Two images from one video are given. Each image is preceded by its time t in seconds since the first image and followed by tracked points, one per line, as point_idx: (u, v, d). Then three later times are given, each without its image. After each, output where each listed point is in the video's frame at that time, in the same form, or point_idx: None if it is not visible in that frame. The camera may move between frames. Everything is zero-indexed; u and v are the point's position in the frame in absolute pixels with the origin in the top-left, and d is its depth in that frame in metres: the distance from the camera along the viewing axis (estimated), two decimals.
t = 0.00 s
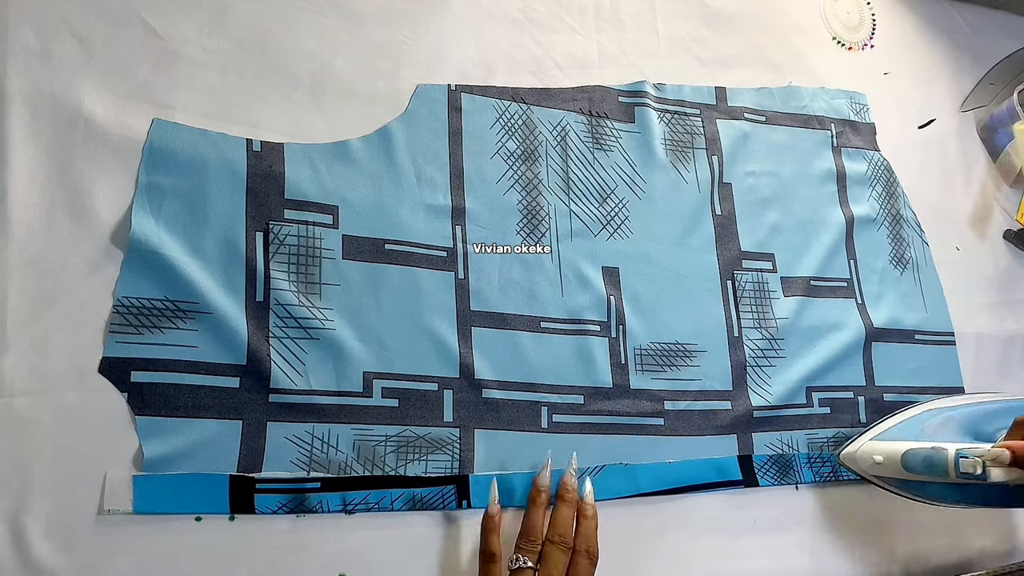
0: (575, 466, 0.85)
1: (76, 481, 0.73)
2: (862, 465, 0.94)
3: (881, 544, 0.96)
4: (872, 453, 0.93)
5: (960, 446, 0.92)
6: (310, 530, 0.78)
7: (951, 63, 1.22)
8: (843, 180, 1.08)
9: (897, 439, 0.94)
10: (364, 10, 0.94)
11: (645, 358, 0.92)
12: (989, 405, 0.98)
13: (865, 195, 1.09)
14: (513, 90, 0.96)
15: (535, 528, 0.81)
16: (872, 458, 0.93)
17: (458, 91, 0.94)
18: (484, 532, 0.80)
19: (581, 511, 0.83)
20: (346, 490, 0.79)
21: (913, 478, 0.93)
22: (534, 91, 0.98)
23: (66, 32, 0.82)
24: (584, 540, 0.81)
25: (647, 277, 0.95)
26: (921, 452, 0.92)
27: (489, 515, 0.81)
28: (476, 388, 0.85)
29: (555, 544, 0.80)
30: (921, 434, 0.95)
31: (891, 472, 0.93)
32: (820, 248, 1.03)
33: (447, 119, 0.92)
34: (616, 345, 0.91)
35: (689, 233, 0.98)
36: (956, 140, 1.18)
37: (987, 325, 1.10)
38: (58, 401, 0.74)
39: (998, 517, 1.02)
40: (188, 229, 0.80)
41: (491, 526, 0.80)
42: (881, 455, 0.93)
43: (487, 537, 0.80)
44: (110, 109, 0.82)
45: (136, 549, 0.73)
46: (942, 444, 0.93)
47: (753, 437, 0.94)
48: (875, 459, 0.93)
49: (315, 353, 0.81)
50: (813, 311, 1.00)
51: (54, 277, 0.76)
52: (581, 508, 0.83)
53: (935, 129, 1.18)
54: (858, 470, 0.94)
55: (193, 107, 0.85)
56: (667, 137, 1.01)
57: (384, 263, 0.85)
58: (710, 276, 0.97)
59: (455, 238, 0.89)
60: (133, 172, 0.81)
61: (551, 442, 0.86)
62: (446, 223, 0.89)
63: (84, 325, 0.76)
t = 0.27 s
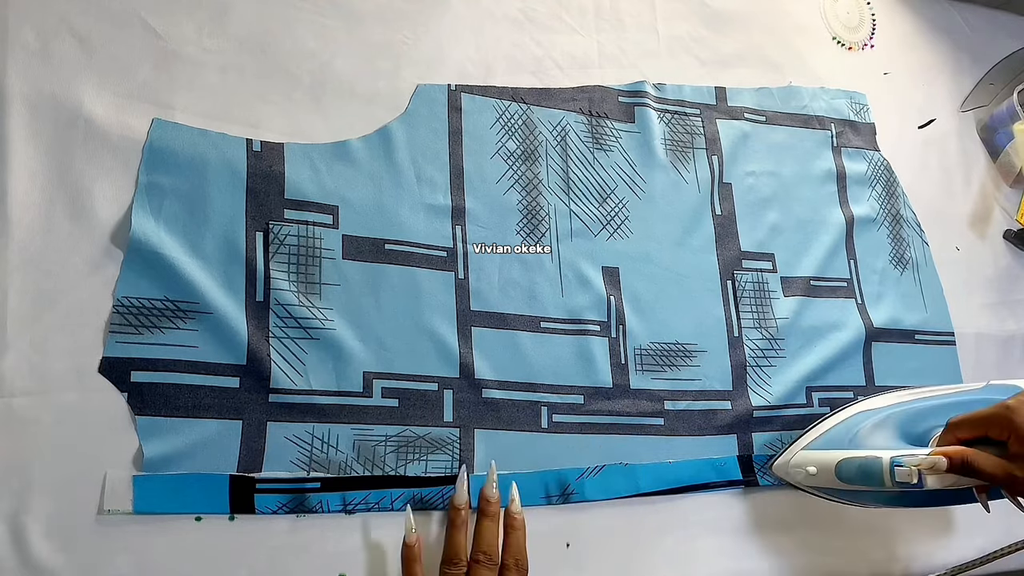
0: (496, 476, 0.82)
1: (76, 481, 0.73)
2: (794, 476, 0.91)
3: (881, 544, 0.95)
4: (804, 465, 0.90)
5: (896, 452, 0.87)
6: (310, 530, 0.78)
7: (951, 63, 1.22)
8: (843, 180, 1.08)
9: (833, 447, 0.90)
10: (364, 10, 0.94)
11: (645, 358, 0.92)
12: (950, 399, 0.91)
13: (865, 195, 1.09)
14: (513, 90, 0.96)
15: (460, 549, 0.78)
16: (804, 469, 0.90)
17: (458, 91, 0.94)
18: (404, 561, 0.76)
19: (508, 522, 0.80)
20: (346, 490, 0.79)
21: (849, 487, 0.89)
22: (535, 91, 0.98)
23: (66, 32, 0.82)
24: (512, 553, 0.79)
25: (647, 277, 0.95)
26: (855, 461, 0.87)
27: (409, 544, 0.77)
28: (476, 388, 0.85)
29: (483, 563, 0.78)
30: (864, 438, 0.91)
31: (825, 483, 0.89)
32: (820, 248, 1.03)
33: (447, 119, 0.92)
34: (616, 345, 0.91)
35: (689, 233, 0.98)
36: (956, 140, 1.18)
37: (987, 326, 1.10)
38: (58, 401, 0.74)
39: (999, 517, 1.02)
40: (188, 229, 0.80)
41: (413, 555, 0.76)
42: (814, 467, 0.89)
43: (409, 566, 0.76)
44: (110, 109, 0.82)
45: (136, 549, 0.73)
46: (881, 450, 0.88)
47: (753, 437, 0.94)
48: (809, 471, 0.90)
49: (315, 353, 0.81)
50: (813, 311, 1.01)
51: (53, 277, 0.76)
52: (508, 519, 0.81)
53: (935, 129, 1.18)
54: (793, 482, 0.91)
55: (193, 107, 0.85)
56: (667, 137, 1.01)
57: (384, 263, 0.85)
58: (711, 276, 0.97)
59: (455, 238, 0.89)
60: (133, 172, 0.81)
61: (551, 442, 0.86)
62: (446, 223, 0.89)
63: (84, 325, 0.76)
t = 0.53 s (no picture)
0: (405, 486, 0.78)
1: (76, 481, 0.73)
2: (710, 471, 0.86)
3: (880, 543, 0.96)
4: (721, 460, 0.85)
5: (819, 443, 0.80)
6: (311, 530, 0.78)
7: (951, 63, 1.22)
8: (843, 180, 1.08)
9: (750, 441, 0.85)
10: (364, 10, 0.94)
11: (645, 358, 0.92)
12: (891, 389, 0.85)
13: (865, 195, 1.09)
14: (513, 90, 0.96)
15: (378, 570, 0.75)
16: (721, 464, 0.85)
17: (458, 91, 0.94)
18: None
19: (426, 534, 0.77)
20: (346, 490, 0.79)
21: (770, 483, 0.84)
22: (535, 91, 0.98)
23: (66, 32, 0.82)
24: (433, 563, 0.77)
25: (647, 277, 0.95)
26: (772, 456, 0.82)
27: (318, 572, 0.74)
28: (476, 388, 0.85)
29: None
30: (788, 430, 0.85)
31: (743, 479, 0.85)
32: (820, 248, 1.03)
33: (447, 119, 0.92)
34: (616, 345, 0.91)
35: (689, 233, 0.98)
36: (956, 140, 1.18)
37: (987, 326, 1.11)
38: (58, 401, 0.74)
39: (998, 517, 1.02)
40: (188, 229, 0.80)
41: None
42: (729, 461, 0.85)
43: None
44: (109, 109, 0.82)
45: (136, 550, 0.73)
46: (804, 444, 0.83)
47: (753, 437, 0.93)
48: (725, 468, 0.85)
49: (315, 353, 0.81)
50: (813, 311, 1.01)
51: (53, 277, 0.76)
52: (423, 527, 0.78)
53: (935, 129, 1.18)
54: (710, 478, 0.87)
55: (193, 107, 0.85)
56: (667, 137, 1.01)
57: (383, 263, 0.85)
58: (711, 276, 0.97)
59: (456, 238, 0.89)
60: (133, 172, 0.81)
61: (551, 442, 0.86)
62: (446, 223, 0.89)
63: (84, 325, 0.76)
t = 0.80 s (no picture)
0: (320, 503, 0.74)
1: (75, 481, 0.73)
2: (625, 470, 0.84)
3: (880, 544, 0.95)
4: (635, 459, 0.83)
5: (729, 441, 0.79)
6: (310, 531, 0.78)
7: (951, 63, 1.22)
8: (843, 180, 1.08)
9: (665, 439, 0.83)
10: (364, 10, 0.94)
11: (645, 358, 0.92)
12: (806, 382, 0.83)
13: (865, 195, 1.09)
14: (513, 90, 0.96)
15: None
16: (637, 463, 0.83)
17: (458, 91, 0.94)
18: None
19: (348, 550, 0.73)
20: (346, 490, 0.79)
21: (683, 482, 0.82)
22: (534, 91, 0.98)
23: (65, 32, 0.82)
24: None
25: (646, 277, 0.95)
26: (685, 455, 0.81)
27: None
28: (476, 388, 0.85)
29: None
30: (700, 427, 0.83)
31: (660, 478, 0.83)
32: (820, 248, 1.03)
33: (447, 119, 0.92)
34: (616, 345, 0.91)
35: (689, 233, 0.98)
36: (956, 140, 1.18)
37: (987, 326, 1.10)
38: (57, 401, 0.74)
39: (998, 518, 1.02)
40: (188, 229, 0.80)
41: None
42: (644, 460, 0.82)
43: None
44: (109, 109, 0.82)
45: (136, 550, 0.73)
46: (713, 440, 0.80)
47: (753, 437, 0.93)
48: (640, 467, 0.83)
49: (315, 353, 0.81)
50: (813, 311, 1.01)
51: (53, 277, 0.76)
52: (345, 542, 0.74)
53: (935, 129, 1.18)
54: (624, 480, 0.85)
55: (193, 106, 0.85)
56: (667, 137, 1.01)
57: (383, 263, 0.85)
58: (711, 276, 0.97)
59: (455, 238, 0.89)
60: (133, 172, 0.81)
61: (551, 442, 0.86)
62: (446, 223, 0.89)
63: (84, 325, 0.76)
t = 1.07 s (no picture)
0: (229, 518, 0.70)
1: (75, 482, 0.73)
2: (549, 467, 0.82)
3: (880, 544, 0.95)
4: (559, 457, 0.81)
5: (653, 436, 0.77)
6: (310, 531, 0.78)
7: (951, 63, 1.22)
8: (843, 180, 1.08)
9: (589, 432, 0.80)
10: (363, 10, 0.94)
11: (645, 358, 0.92)
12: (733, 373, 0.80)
13: (865, 195, 1.09)
14: (513, 90, 0.96)
15: None
16: (560, 461, 0.81)
17: (458, 91, 0.94)
18: None
19: (265, 559, 0.71)
20: (346, 490, 0.79)
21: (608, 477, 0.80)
22: (534, 91, 0.98)
23: (66, 32, 0.82)
24: None
25: (646, 277, 0.95)
26: (608, 451, 0.78)
27: None
28: (476, 388, 0.85)
29: None
30: (627, 418, 0.79)
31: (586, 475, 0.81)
32: (820, 248, 1.03)
33: (447, 119, 0.92)
34: (616, 345, 0.91)
35: (688, 233, 0.98)
36: (956, 140, 1.18)
37: (987, 325, 1.10)
38: (57, 401, 0.74)
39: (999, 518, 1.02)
40: (188, 228, 0.80)
41: None
42: (567, 459, 0.80)
43: None
44: (109, 109, 0.82)
45: (136, 549, 0.73)
46: (637, 434, 0.78)
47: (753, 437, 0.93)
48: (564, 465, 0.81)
49: (315, 353, 0.81)
50: (813, 311, 1.01)
51: (53, 277, 0.76)
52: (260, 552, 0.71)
53: (935, 129, 1.18)
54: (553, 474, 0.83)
55: (193, 106, 0.85)
56: (667, 137, 1.01)
57: (383, 263, 0.85)
58: (711, 276, 0.97)
59: (455, 238, 0.89)
60: (133, 172, 0.81)
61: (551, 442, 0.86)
62: (446, 223, 0.89)
63: (83, 325, 0.76)
